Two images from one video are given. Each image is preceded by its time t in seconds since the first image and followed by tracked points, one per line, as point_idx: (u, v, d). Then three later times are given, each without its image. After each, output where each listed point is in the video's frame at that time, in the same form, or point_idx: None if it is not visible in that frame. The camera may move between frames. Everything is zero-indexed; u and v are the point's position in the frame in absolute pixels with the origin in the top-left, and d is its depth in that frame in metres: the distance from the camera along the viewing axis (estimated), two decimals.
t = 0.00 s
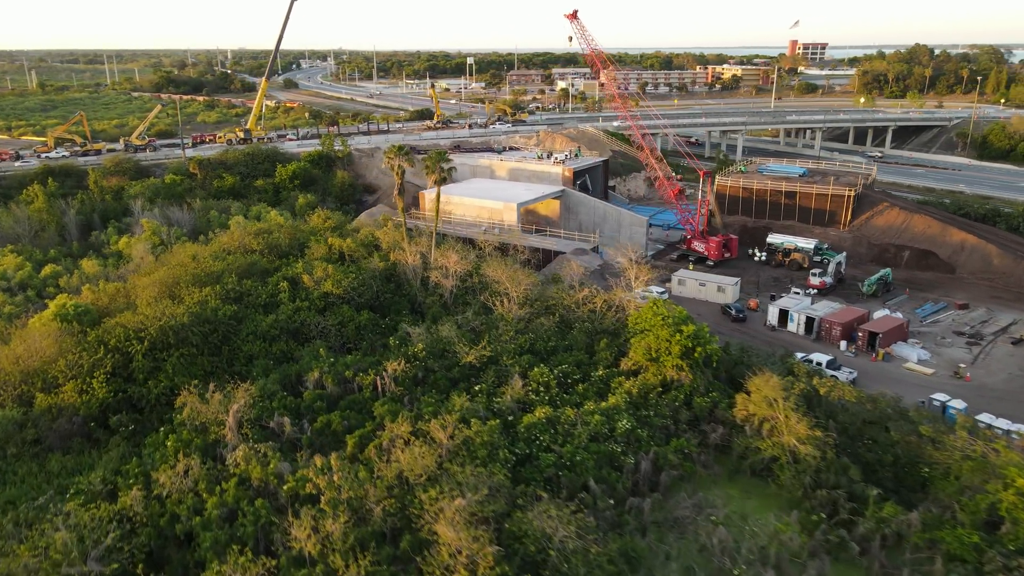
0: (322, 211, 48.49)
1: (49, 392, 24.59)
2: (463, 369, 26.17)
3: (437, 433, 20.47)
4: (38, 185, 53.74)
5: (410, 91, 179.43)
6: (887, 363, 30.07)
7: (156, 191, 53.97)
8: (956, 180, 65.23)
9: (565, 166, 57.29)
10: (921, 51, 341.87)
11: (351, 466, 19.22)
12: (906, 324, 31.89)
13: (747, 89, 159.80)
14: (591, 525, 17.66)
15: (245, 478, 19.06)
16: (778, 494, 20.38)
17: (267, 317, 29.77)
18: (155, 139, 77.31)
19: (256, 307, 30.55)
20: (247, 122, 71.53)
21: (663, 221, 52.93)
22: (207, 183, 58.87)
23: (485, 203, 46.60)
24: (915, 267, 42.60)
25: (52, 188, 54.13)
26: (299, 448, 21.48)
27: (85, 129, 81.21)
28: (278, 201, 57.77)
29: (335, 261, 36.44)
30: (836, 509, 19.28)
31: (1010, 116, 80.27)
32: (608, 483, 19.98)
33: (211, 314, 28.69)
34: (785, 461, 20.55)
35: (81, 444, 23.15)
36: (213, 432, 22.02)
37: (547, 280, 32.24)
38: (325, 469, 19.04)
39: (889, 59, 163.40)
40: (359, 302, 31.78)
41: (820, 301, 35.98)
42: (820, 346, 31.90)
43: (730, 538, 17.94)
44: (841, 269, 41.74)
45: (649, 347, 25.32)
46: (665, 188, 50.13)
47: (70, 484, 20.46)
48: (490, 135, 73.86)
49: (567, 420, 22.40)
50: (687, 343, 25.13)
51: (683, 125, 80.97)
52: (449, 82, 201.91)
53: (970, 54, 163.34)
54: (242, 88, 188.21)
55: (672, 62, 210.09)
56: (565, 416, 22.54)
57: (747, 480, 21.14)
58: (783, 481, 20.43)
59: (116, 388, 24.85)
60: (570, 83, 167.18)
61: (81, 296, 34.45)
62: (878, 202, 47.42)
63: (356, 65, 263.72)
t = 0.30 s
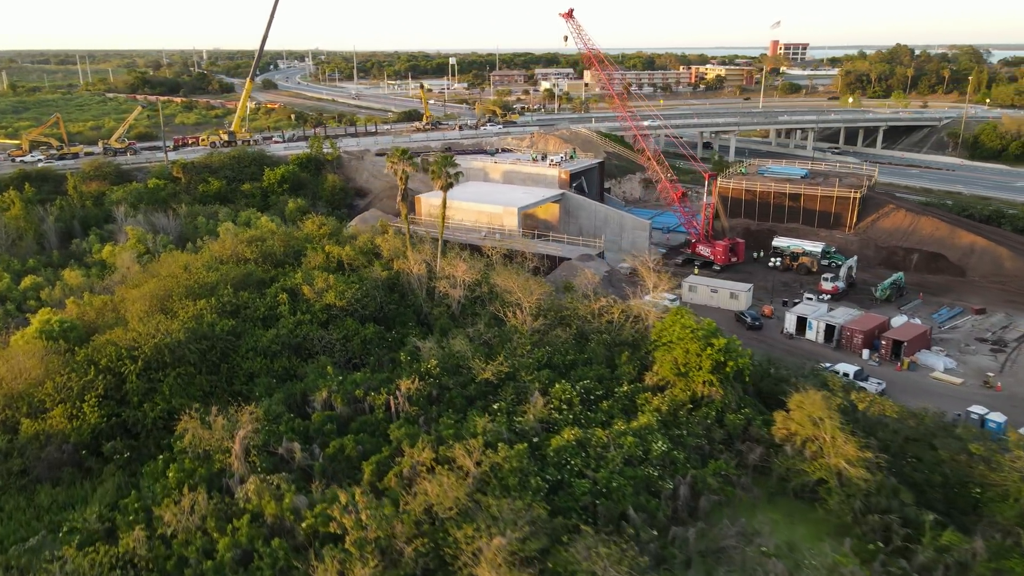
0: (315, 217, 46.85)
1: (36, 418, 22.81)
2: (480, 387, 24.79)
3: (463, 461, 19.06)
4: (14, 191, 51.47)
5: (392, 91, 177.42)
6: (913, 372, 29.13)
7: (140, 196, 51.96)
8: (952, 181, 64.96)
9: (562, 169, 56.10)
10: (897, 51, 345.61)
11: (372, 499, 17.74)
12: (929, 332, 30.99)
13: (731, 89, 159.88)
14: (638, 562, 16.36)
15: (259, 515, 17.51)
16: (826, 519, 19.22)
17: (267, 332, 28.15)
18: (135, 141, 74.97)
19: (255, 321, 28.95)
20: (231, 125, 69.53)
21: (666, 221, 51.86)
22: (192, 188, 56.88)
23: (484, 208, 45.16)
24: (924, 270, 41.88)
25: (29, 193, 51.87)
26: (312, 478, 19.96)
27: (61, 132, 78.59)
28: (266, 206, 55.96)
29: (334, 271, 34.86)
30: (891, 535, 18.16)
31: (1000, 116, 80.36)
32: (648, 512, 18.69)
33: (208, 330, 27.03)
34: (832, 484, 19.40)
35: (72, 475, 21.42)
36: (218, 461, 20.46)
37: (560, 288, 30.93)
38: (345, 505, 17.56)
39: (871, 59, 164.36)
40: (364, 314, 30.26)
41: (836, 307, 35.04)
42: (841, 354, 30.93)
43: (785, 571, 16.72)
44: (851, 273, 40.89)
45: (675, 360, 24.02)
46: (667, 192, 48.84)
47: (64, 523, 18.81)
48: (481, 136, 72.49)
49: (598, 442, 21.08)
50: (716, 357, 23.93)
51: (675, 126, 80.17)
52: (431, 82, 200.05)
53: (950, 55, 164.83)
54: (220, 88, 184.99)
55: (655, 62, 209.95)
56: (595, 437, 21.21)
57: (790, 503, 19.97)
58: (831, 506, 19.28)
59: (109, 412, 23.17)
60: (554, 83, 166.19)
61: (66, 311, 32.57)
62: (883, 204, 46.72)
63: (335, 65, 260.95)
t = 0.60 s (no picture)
0: (313, 223, 45.21)
1: (30, 447, 21.05)
2: (507, 408, 23.34)
3: (504, 495, 17.57)
4: None
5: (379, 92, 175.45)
6: (950, 383, 28.02)
7: (128, 202, 50.00)
8: (955, 182, 64.29)
9: (565, 172, 54.77)
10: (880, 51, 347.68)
11: (408, 541, 16.21)
12: (963, 341, 29.90)
13: (721, 89, 159.52)
14: None
15: (285, 561, 15.94)
16: (891, 550, 17.92)
17: (276, 349, 26.52)
18: (121, 144, 72.74)
19: (262, 338, 27.30)
20: (221, 127, 67.60)
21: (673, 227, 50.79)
22: (182, 192, 54.94)
23: (489, 212, 43.71)
24: (943, 274, 40.88)
25: (11, 199, 49.71)
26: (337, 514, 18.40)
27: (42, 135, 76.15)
28: (259, 211, 54.17)
29: (340, 282, 33.25)
30: (966, 569, 16.88)
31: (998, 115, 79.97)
32: (705, 547, 17.28)
33: (213, 348, 25.37)
34: (896, 513, 18.12)
35: (72, 510, 19.70)
36: (233, 496, 18.86)
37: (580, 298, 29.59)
38: (379, 551, 16.01)
39: (858, 59, 164.84)
40: (376, 328, 28.71)
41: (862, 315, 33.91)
42: (873, 365, 29.77)
43: None
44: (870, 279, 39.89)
45: (715, 377, 22.70)
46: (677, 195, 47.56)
47: (65, 568, 17.13)
48: (477, 138, 71.06)
49: (642, 468, 19.66)
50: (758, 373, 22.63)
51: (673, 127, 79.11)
52: (417, 82, 198.27)
53: (936, 55, 165.77)
54: (203, 89, 182.10)
55: (642, 62, 209.48)
56: (639, 463, 19.80)
57: (851, 533, 18.66)
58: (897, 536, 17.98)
59: (110, 440, 21.46)
60: (543, 84, 165.06)
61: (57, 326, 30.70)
62: (897, 206, 45.75)
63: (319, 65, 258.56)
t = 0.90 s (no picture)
0: (314, 229, 43.61)
1: (26, 480, 19.43)
2: (537, 431, 22.02)
3: (551, 531, 16.23)
4: None
5: (368, 93, 173.55)
6: (990, 395, 26.98)
7: (118, 207, 48.09)
8: (959, 183, 63.67)
9: (569, 174, 53.63)
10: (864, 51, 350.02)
11: None
12: (999, 350, 28.89)
13: (711, 89, 159.15)
14: None
15: None
16: None
17: (287, 367, 25.02)
18: (108, 147, 70.68)
19: (271, 354, 25.84)
20: (212, 129, 65.71)
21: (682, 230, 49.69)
22: (174, 197, 53.09)
23: (496, 217, 42.45)
24: (963, 279, 39.96)
25: None
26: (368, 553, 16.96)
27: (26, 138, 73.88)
28: (255, 217, 52.44)
29: (349, 293, 31.77)
30: None
31: (997, 115, 79.60)
32: None
33: (221, 367, 23.86)
34: (968, 543, 16.97)
35: (74, 548, 18.01)
36: (253, 533, 17.33)
37: (604, 309, 28.27)
38: None
39: (849, 59, 164.96)
40: (391, 343, 27.27)
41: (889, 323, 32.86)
42: (907, 376, 28.70)
43: None
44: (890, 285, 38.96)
45: (758, 394, 21.48)
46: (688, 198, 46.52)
47: None
48: (475, 139, 69.77)
49: (693, 495, 18.34)
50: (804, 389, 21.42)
51: (672, 127, 78.14)
52: (406, 83, 196.60)
53: (926, 55, 166.28)
54: (188, 90, 179.40)
55: (632, 63, 209.37)
56: (690, 489, 18.51)
57: (919, 565, 17.47)
58: (970, 567, 16.81)
59: (115, 470, 19.89)
60: (533, 84, 163.83)
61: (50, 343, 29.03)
62: (912, 209, 44.85)
63: (305, 65, 255.88)
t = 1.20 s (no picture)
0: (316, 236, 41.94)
1: (26, 519, 17.72)
2: (577, 457, 20.59)
3: None
4: None
5: (356, 93, 171.41)
6: None
7: (109, 214, 46.07)
8: (966, 184, 62.98)
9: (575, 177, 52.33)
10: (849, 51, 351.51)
11: None
12: None
13: (703, 90, 158.60)
14: None
15: None
16: None
17: (303, 388, 23.44)
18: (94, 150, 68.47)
19: (285, 374, 24.24)
20: (204, 132, 63.74)
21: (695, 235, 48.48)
22: (166, 203, 51.12)
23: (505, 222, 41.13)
24: (987, 284, 39.01)
25: None
26: None
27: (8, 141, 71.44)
28: (252, 223, 50.64)
29: (362, 306, 30.21)
30: None
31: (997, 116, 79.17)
32: None
33: (234, 389, 22.24)
34: None
35: None
36: None
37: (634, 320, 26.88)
38: None
39: (839, 60, 164.91)
40: (411, 360, 25.77)
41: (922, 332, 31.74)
42: (949, 389, 27.57)
43: None
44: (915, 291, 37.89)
45: (813, 415, 20.16)
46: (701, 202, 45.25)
47: None
48: (475, 141, 68.32)
49: (758, 529, 16.93)
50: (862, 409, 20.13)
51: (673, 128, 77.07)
52: (394, 83, 194.58)
53: (915, 56, 166.71)
54: (172, 91, 176.33)
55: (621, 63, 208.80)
56: (753, 522, 17.11)
57: None
58: None
59: (123, 507, 18.23)
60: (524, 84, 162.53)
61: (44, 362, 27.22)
62: (931, 212, 43.87)
63: (291, 65, 253.05)
